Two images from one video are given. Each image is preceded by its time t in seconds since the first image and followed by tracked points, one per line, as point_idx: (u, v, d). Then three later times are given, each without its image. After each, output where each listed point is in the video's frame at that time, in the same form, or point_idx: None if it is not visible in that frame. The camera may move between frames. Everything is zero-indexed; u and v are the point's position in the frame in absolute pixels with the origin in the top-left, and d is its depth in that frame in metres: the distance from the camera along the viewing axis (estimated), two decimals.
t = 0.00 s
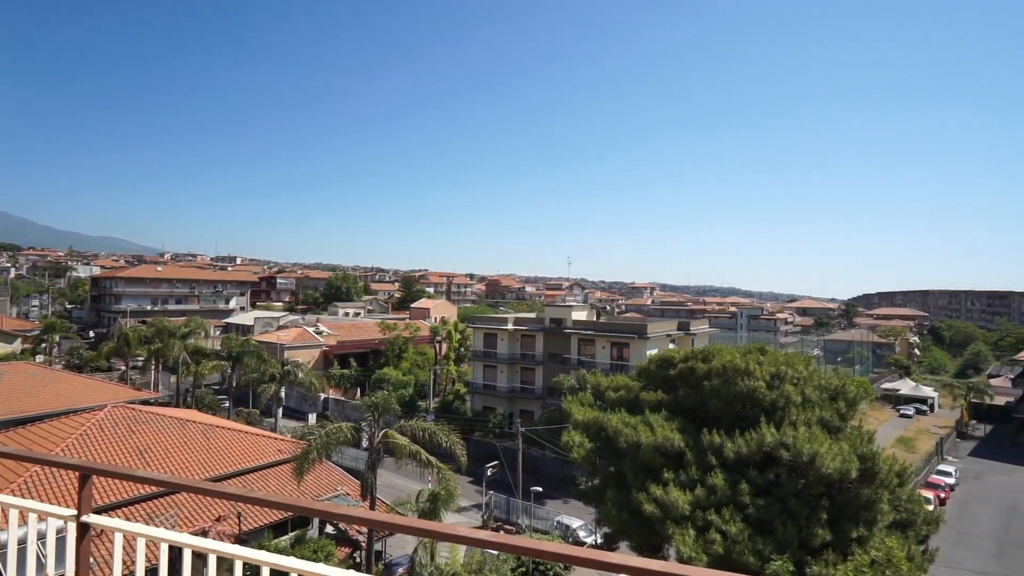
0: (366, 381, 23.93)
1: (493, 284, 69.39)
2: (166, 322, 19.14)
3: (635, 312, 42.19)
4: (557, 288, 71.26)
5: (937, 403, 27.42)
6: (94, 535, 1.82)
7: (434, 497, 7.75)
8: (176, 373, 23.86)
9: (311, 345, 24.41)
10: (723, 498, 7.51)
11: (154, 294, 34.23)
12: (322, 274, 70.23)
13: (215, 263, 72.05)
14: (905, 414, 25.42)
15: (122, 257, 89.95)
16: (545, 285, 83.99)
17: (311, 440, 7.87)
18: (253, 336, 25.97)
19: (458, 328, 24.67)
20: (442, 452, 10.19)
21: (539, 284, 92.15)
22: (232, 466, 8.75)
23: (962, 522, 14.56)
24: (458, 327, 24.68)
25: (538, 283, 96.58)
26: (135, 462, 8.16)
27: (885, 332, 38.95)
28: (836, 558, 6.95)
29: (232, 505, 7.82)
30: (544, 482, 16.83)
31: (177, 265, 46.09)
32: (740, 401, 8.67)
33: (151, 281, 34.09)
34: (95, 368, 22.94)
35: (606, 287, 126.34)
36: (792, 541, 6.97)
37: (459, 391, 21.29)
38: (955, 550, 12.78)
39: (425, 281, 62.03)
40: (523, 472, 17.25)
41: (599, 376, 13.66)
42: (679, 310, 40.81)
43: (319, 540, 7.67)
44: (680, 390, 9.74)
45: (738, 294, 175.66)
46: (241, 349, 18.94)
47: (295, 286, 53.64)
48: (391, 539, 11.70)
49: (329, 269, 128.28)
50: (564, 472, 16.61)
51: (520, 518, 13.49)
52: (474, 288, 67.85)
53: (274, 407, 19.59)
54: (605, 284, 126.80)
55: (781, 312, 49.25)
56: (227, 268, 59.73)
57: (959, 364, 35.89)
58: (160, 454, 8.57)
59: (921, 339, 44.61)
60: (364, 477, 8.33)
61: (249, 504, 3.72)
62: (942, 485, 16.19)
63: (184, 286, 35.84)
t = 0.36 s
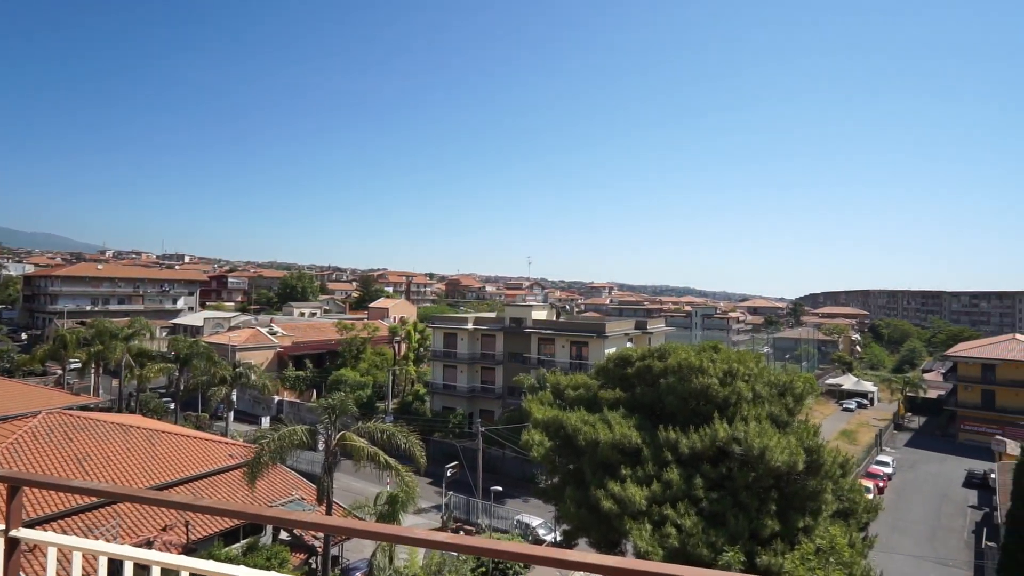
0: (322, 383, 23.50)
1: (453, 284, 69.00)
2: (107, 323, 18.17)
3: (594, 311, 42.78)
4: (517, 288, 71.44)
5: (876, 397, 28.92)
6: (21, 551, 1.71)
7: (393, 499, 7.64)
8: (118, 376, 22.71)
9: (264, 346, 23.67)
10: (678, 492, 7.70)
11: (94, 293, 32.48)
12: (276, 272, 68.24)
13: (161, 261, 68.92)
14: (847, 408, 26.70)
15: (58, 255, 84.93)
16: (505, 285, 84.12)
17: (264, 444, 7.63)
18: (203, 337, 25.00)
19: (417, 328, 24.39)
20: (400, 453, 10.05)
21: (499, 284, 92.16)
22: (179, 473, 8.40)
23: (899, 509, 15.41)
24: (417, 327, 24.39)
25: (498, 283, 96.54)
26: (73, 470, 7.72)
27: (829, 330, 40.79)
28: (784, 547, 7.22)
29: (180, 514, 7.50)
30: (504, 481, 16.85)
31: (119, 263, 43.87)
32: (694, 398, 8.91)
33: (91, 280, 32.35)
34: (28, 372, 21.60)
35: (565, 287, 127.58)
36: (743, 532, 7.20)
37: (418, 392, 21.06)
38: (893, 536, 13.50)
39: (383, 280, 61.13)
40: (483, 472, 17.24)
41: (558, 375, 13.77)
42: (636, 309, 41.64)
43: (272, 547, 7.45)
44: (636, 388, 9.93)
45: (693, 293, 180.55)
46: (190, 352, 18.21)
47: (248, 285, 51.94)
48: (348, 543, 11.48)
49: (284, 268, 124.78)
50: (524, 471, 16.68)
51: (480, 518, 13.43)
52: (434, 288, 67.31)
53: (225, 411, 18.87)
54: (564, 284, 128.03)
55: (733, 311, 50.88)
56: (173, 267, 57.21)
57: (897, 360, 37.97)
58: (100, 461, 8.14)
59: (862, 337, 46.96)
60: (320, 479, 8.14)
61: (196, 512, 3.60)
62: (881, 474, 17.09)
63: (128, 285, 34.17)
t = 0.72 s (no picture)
0: (274, 386, 22.82)
1: (411, 284, 68.20)
2: (38, 326, 17.09)
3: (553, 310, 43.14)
4: (476, 287, 71.23)
5: (819, 392, 30.31)
6: None
7: (348, 504, 7.48)
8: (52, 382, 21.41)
9: (213, 348, 22.78)
10: (634, 488, 7.85)
11: (25, 294, 30.46)
12: (225, 271, 65.83)
13: (99, 259, 65.26)
14: (793, 403, 27.85)
15: None
16: (463, 284, 83.77)
17: (212, 450, 7.34)
18: (147, 339, 23.85)
19: (374, 329, 23.96)
20: (357, 456, 9.86)
21: (458, 284, 91.76)
22: (121, 482, 8.00)
23: (840, 498, 16.18)
24: (374, 328, 23.96)
25: (456, 283, 95.97)
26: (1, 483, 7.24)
27: (776, 328, 42.45)
28: (735, 538, 7.45)
29: (120, 526, 7.14)
30: (462, 481, 16.79)
31: (53, 262, 41.31)
32: (650, 395, 9.10)
33: (21, 280, 30.35)
34: None
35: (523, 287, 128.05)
36: (696, 525, 7.38)
37: (375, 393, 20.70)
38: (835, 524, 14.18)
39: (339, 280, 59.82)
40: (441, 473, 17.13)
41: (517, 374, 13.79)
42: (594, 309, 42.24)
43: (221, 556, 7.18)
44: (594, 385, 10.06)
45: (648, 292, 184.53)
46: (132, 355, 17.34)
47: (195, 285, 49.86)
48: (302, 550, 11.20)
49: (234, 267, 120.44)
50: (483, 471, 16.67)
51: (438, 520, 13.33)
52: (391, 287, 66.37)
53: (170, 416, 18.04)
54: (522, 284, 128.49)
55: (686, 310, 52.28)
56: (112, 265, 54.26)
57: (838, 356, 39.91)
58: (32, 472, 7.66)
59: (806, 334, 49.09)
60: (273, 485, 7.89)
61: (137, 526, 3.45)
62: (824, 465, 17.92)
63: (63, 285, 32.24)
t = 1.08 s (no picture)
0: (226, 388, 22.19)
1: (370, 283, 67.10)
2: None
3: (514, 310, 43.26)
4: (436, 287, 70.68)
5: (769, 388, 31.47)
6: None
7: (303, 508, 7.28)
8: None
9: (159, 350, 21.80)
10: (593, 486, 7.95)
11: None
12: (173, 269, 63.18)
13: (33, 256, 61.44)
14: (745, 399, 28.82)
15: None
16: (423, 284, 83.04)
17: (159, 456, 7.03)
18: (87, 341, 22.62)
19: (331, 329, 23.44)
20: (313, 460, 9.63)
21: (418, 283, 90.81)
22: (58, 492, 7.57)
23: (788, 490, 16.84)
24: (331, 328, 23.43)
25: (416, 282, 94.99)
26: None
27: (729, 326, 43.84)
28: (689, 531, 7.64)
29: (57, 539, 6.75)
30: (422, 482, 16.64)
31: None
32: (609, 393, 9.25)
33: None
34: None
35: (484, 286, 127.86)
36: (653, 520, 7.52)
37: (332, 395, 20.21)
38: (784, 515, 14.75)
39: (294, 278, 58.28)
40: (400, 475, 16.94)
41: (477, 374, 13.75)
42: (554, 308, 42.61)
43: (168, 566, 6.87)
44: (554, 384, 10.14)
45: (607, 292, 187.59)
46: (70, 358, 16.40)
47: (140, 284, 47.61)
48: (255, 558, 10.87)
49: (182, 265, 115.71)
50: (443, 471, 16.57)
51: (397, 522, 13.16)
52: (349, 287, 65.14)
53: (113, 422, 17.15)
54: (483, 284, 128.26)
55: (644, 309, 53.36)
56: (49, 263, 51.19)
57: (786, 353, 41.55)
58: None
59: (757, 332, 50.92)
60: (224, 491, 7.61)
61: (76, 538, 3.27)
62: (774, 459, 18.61)
63: None
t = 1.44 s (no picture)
0: (173, 393, 21.09)
1: (327, 282, 65.65)
2: None
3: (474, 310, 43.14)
4: (396, 287, 69.63)
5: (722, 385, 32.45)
6: None
7: (256, 515, 7.06)
8: None
9: (100, 353, 20.71)
10: (553, 484, 8.01)
11: None
12: (116, 268, 60.15)
13: None
14: (700, 396, 29.63)
15: None
16: (382, 284, 81.77)
17: (99, 464, 6.67)
18: (20, 343, 21.27)
19: (286, 330, 22.77)
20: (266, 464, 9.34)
21: (377, 283, 89.37)
22: None
23: (741, 483, 17.38)
24: (286, 329, 22.78)
25: (375, 281, 93.46)
26: None
27: (685, 326, 44.95)
28: (646, 526, 7.80)
29: None
30: (380, 485, 16.39)
31: None
32: (568, 392, 9.35)
33: None
34: None
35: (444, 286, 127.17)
36: (610, 516, 7.65)
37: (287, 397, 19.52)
38: (736, 508, 15.23)
39: (247, 278, 56.45)
40: (357, 478, 16.65)
41: (437, 375, 13.66)
42: (515, 308, 42.75)
43: None
44: (514, 384, 10.16)
45: (567, 292, 189.62)
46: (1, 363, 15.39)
47: (79, 284, 45.11)
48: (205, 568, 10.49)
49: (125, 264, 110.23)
50: (402, 473, 16.36)
51: (354, 526, 12.89)
52: (305, 287, 63.61)
53: (49, 430, 16.19)
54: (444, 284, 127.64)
55: (603, 309, 54.11)
56: None
57: (738, 351, 42.94)
58: None
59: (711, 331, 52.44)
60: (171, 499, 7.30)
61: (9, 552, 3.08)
62: (727, 454, 19.19)
63: None
